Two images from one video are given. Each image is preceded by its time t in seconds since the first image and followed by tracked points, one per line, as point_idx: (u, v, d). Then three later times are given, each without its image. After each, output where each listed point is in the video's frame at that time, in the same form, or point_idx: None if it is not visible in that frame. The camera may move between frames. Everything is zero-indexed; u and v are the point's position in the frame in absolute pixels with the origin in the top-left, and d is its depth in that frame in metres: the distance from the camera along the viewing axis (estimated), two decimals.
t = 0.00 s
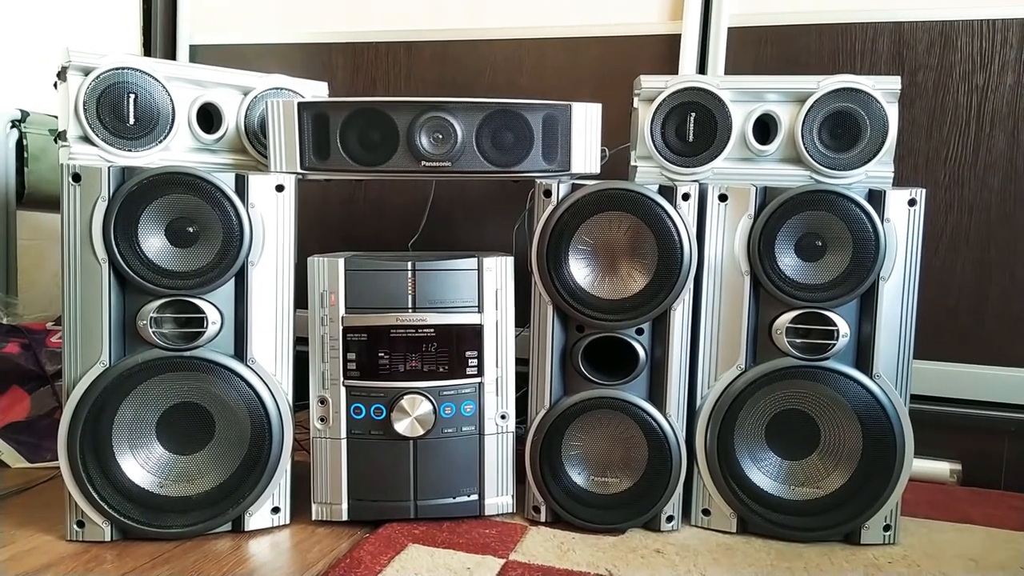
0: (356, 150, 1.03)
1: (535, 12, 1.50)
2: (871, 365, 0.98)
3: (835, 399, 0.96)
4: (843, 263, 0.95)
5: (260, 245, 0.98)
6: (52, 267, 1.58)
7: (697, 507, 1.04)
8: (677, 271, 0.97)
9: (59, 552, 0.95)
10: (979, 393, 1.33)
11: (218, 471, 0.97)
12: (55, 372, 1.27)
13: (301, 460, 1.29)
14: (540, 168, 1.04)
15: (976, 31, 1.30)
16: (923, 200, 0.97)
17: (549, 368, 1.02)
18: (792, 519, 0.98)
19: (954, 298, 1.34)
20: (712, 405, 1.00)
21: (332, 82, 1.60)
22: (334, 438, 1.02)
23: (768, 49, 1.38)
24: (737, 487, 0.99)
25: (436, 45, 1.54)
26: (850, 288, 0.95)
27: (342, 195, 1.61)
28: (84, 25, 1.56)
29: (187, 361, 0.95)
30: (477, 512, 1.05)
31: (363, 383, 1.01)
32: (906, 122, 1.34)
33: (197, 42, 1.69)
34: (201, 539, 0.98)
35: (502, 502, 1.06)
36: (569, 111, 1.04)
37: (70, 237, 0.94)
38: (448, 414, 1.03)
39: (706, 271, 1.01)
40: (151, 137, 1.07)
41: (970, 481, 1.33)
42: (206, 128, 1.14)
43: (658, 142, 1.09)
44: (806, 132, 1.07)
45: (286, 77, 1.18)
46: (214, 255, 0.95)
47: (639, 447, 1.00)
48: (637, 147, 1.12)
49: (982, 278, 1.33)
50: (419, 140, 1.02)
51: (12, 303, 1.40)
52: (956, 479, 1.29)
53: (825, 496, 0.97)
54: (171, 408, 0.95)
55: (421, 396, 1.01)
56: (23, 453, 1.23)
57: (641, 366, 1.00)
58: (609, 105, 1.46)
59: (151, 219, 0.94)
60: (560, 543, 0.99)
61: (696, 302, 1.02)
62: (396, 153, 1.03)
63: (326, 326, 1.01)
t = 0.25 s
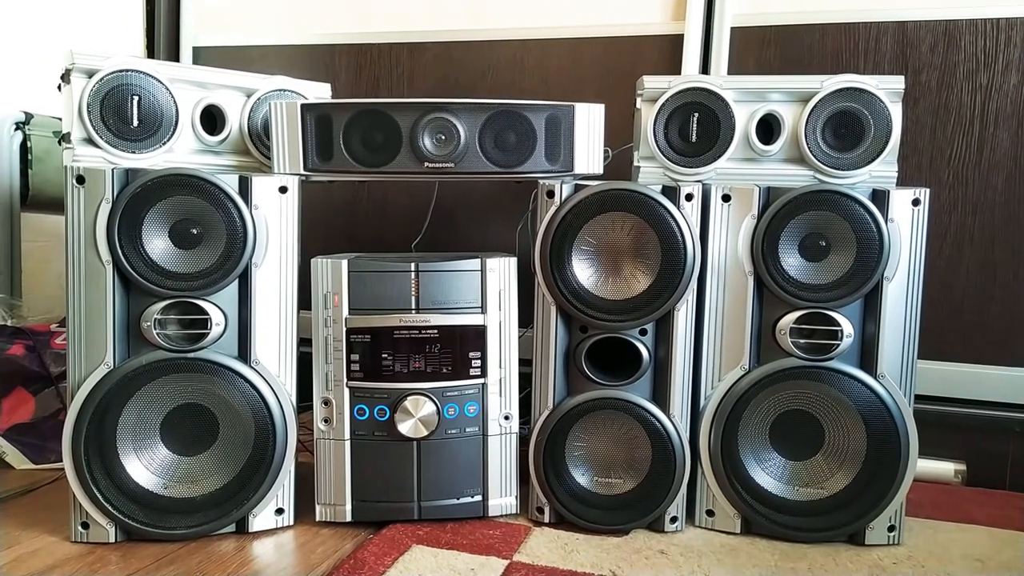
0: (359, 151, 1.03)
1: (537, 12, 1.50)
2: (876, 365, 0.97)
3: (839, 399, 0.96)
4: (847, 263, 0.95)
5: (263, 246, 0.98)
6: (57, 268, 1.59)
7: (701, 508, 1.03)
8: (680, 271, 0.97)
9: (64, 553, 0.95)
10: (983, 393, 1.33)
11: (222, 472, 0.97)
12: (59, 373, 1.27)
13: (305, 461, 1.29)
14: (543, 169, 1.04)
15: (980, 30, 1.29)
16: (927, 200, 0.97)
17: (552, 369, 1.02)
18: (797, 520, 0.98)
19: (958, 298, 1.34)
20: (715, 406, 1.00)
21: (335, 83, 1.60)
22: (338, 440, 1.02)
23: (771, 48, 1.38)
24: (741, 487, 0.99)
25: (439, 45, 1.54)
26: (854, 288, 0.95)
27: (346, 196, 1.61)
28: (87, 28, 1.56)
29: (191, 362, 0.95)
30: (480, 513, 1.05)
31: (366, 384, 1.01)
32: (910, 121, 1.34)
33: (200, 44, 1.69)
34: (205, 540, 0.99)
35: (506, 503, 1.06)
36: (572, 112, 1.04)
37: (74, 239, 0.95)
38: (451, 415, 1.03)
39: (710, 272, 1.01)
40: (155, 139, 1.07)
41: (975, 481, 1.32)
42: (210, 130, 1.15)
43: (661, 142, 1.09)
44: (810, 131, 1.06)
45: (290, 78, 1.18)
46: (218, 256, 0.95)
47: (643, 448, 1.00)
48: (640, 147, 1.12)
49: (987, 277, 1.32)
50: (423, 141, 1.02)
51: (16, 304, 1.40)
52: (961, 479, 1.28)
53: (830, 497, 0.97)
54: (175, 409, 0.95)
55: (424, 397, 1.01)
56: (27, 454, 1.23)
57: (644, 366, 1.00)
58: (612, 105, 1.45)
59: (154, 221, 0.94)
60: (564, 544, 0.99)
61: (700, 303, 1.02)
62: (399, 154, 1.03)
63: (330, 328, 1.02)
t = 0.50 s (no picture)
0: (359, 154, 1.03)
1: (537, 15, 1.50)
2: (876, 368, 0.97)
3: (839, 402, 0.95)
4: (847, 266, 0.95)
5: (263, 249, 0.98)
6: (57, 271, 1.59)
7: (701, 511, 1.03)
8: (680, 274, 0.97)
9: (63, 556, 0.95)
10: (983, 396, 1.32)
11: (221, 475, 0.97)
12: (59, 376, 1.27)
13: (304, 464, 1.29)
14: (543, 172, 1.04)
15: (979, 33, 1.29)
16: (927, 203, 0.97)
17: (552, 372, 1.02)
18: (797, 523, 0.98)
19: (958, 300, 1.34)
20: (715, 409, 1.00)
21: (335, 86, 1.60)
22: (338, 442, 1.02)
23: (771, 51, 1.38)
24: (740, 491, 0.99)
25: (439, 48, 1.54)
26: (854, 291, 0.95)
27: (346, 199, 1.61)
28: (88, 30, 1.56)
29: (190, 365, 0.95)
30: (480, 516, 1.05)
31: (366, 387, 1.01)
32: (910, 124, 1.34)
33: (200, 46, 1.69)
34: (205, 543, 0.99)
35: (506, 506, 1.06)
36: (572, 115, 1.04)
37: (74, 242, 0.95)
38: (450, 418, 1.03)
39: (710, 274, 1.01)
40: (155, 141, 1.07)
41: (975, 484, 1.32)
42: (210, 132, 1.15)
43: (661, 145, 1.09)
44: (810, 134, 1.06)
45: (290, 81, 1.18)
46: (218, 259, 0.95)
47: (642, 451, 1.00)
48: (640, 150, 1.12)
49: (987, 280, 1.32)
50: (423, 144, 1.02)
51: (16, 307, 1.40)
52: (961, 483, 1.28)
53: (830, 500, 0.97)
54: (175, 412, 0.95)
55: (424, 400, 1.01)
56: (27, 457, 1.22)
57: (644, 369, 1.00)
58: (612, 108, 1.45)
59: (154, 224, 0.95)
60: (564, 547, 0.98)
61: (700, 305, 1.02)
62: (399, 157, 1.03)
63: (329, 330, 1.02)
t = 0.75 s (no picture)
0: (358, 155, 1.03)
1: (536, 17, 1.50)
2: (874, 369, 0.98)
3: (837, 403, 0.95)
4: (845, 267, 0.95)
5: (261, 250, 0.99)
6: (55, 272, 1.59)
7: (699, 512, 1.03)
8: (678, 275, 0.97)
9: (62, 557, 0.95)
10: (982, 397, 1.33)
11: (220, 476, 0.97)
12: (57, 378, 1.27)
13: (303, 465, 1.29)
14: (541, 173, 1.04)
15: (977, 34, 1.30)
16: (925, 204, 0.97)
17: (550, 373, 1.02)
18: (795, 524, 0.98)
19: (956, 302, 1.34)
20: (714, 410, 1.00)
21: (334, 88, 1.60)
22: (336, 444, 1.02)
23: (769, 53, 1.38)
24: (739, 492, 0.99)
25: (438, 49, 1.54)
26: (853, 292, 0.95)
27: (344, 200, 1.61)
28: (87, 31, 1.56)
29: (189, 366, 0.95)
30: (478, 517, 1.05)
31: (364, 388, 1.01)
32: (908, 125, 1.34)
33: (199, 48, 1.69)
34: (203, 544, 0.98)
35: (504, 507, 1.06)
36: (570, 116, 1.04)
37: (73, 243, 0.95)
38: (449, 419, 1.03)
39: (708, 276, 1.01)
40: (154, 143, 1.07)
41: (973, 486, 1.32)
42: (208, 134, 1.15)
43: (659, 147, 1.10)
44: (808, 136, 1.07)
45: (288, 82, 1.18)
46: (217, 261, 0.95)
47: (641, 452, 1.00)
48: (638, 152, 1.12)
49: (985, 282, 1.33)
50: (421, 145, 1.02)
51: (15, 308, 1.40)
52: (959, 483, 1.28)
53: (828, 501, 0.97)
54: (173, 413, 0.95)
55: (422, 401, 1.01)
56: (25, 459, 1.22)
57: (643, 370, 1.00)
58: (611, 110, 1.46)
59: (153, 225, 0.94)
60: (562, 548, 0.98)
61: (698, 307, 1.02)
62: (398, 158, 1.03)
63: (328, 331, 1.02)
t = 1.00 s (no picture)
0: (357, 155, 1.03)
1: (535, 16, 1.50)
2: (872, 369, 0.98)
3: (836, 403, 0.96)
4: (844, 267, 0.95)
5: (260, 250, 0.98)
6: (54, 271, 1.59)
7: (698, 512, 1.03)
8: (677, 275, 0.97)
9: (60, 557, 0.95)
10: (980, 398, 1.33)
11: (218, 476, 0.97)
12: (56, 377, 1.27)
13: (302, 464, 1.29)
14: (540, 173, 1.04)
15: (976, 35, 1.30)
16: (923, 204, 0.97)
17: (549, 373, 1.02)
18: (794, 524, 0.98)
19: (954, 302, 1.34)
20: (713, 410, 1.00)
21: (333, 87, 1.60)
22: (335, 443, 1.02)
23: (768, 53, 1.39)
24: (737, 491, 0.99)
25: (437, 49, 1.54)
26: (851, 292, 0.95)
27: (343, 200, 1.61)
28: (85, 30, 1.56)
29: (187, 365, 0.95)
30: (477, 517, 1.05)
31: (363, 388, 1.01)
32: (907, 126, 1.34)
33: (198, 47, 1.69)
34: (201, 544, 0.98)
35: (503, 507, 1.06)
36: (569, 116, 1.04)
37: (71, 242, 0.95)
38: (448, 418, 1.03)
39: (706, 275, 1.01)
40: (152, 142, 1.07)
41: (972, 486, 1.32)
42: (207, 133, 1.15)
43: (658, 147, 1.10)
44: (807, 136, 1.07)
45: (287, 82, 1.18)
46: (215, 260, 0.95)
47: (639, 452, 1.00)
48: (637, 152, 1.12)
49: (983, 282, 1.33)
50: (420, 145, 1.02)
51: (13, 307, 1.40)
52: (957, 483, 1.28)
53: (827, 501, 0.97)
54: (171, 412, 0.95)
55: (421, 401, 1.01)
56: (23, 458, 1.22)
57: (641, 370, 1.00)
58: (610, 109, 1.46)
59: (152, 225, 0.94)
60: (561, 548, 0.98)
61: (697, 307, 1.02)
62: (397, 158, 1.03)
63: (326, 331, 1.02)
